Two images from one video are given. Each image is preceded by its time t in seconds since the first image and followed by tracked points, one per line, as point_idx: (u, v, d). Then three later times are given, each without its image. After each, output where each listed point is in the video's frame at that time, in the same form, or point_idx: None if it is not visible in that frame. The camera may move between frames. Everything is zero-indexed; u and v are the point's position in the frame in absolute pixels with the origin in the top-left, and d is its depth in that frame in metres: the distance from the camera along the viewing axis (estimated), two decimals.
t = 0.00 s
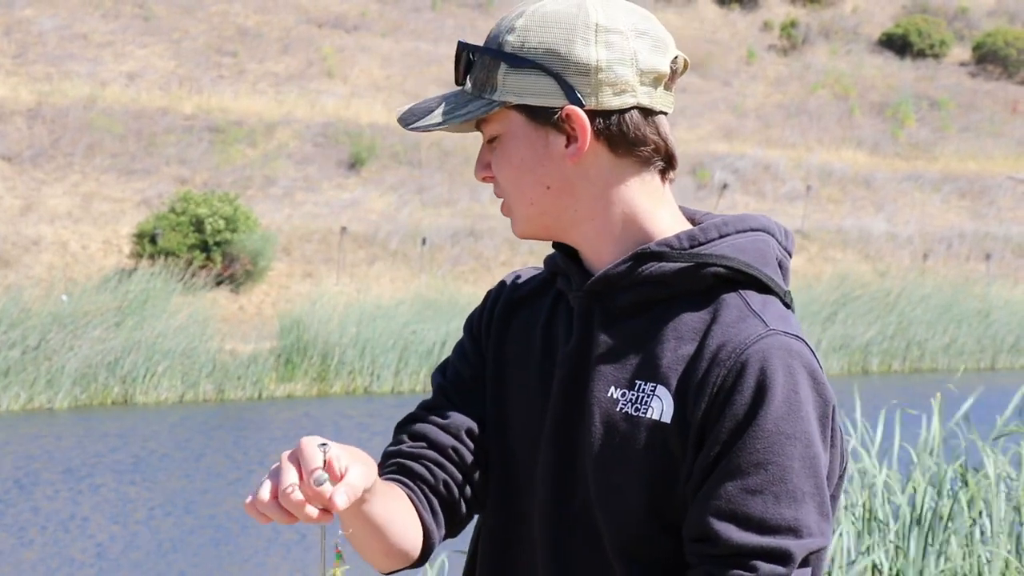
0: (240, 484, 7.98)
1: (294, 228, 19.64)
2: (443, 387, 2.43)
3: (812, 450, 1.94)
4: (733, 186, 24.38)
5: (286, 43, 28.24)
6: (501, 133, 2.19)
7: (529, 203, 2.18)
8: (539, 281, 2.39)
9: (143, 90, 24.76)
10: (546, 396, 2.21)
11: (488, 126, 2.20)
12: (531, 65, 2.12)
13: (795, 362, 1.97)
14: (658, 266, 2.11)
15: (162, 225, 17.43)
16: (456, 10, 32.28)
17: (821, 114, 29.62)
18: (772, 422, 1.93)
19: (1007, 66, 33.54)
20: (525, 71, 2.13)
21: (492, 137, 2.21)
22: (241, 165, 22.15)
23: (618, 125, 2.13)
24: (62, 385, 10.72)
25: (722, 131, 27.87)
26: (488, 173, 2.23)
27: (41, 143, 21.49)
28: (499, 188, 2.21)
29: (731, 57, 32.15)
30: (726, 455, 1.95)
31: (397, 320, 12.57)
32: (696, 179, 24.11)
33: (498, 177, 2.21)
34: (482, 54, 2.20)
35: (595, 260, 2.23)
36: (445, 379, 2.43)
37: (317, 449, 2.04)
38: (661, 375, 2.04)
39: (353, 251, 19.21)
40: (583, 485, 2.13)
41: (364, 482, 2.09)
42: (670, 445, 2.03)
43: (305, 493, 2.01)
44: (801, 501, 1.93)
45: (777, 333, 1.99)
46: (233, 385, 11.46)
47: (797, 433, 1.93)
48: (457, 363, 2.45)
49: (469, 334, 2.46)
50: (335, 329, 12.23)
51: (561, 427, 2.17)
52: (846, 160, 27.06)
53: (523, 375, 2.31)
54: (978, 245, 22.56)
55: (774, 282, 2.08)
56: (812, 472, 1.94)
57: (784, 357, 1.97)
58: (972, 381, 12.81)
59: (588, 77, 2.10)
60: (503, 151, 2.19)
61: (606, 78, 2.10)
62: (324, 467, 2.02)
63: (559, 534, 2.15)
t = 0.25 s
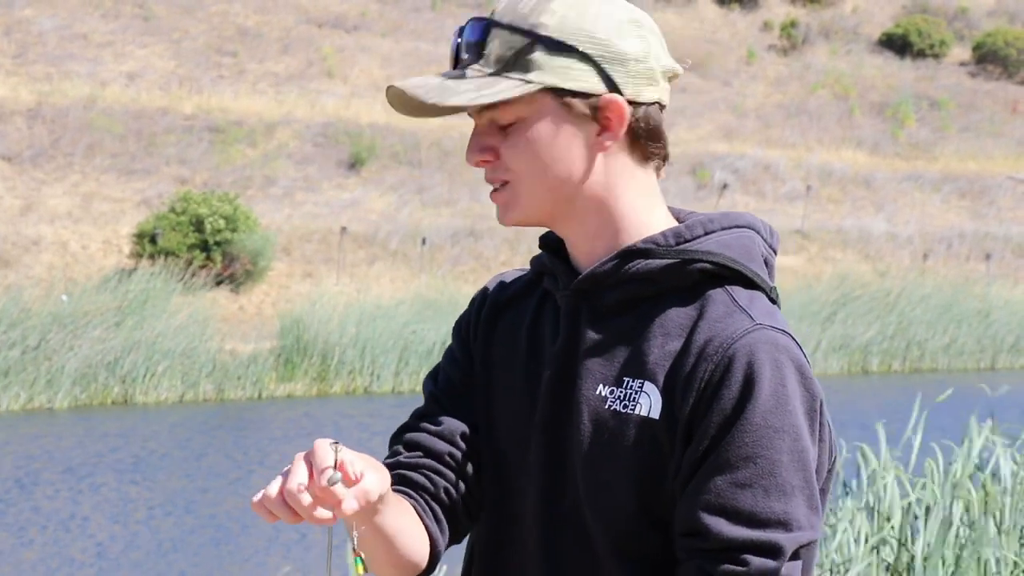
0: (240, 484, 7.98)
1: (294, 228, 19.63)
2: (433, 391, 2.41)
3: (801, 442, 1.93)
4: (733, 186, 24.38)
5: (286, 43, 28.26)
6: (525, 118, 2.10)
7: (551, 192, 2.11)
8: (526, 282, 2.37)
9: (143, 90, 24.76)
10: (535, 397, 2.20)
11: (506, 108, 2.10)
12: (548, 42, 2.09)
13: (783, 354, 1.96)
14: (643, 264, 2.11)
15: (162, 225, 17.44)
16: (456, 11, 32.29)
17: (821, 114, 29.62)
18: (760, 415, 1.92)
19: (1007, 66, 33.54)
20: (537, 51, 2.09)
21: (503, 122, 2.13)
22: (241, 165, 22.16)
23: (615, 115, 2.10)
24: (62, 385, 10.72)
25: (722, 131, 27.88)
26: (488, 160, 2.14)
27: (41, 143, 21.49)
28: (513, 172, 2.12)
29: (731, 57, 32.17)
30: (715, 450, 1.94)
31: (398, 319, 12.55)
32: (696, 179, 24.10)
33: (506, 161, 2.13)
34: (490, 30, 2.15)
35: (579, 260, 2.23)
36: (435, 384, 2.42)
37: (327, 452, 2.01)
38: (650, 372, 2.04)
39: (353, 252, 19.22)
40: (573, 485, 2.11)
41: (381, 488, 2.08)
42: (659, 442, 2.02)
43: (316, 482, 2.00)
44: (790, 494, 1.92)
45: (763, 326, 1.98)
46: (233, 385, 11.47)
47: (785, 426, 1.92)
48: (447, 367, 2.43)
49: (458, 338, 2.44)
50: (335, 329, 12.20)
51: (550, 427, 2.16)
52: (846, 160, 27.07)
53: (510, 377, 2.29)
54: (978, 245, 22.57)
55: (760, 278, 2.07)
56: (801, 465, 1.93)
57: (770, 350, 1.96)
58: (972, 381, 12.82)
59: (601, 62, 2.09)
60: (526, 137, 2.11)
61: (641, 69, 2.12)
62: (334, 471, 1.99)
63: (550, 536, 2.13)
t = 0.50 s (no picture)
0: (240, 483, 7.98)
1: (294, 227, 19.61)
2: (407, 393, 2.37)
3: (792, 432, 1.95)
4: (733, 186, 24.37)
5: (285, 43, 28.28)
6: (594, 98, 2.13)
7: (609, 174, 2.13)
8: (502, 281, 2.36)
9: (143, 89, 24.77)
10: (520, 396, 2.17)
11: (576, 82, 2.13)
12: (619, 12, 2.16)
13: (772, 348, 1.98)
14: (630, 259, 2.11)
15: (163, 224, 17.45)
16: (456, 11, 32.29)
17: (821, 113, 29.63)
18: (755, 407, 1.93)
19: (1008, 66, 33.52)
20: (605, 19, 2.15)
21: (569, 98, 2.14)
22: (241, 164, 22.16)
23: (646, 102, 2.19)
24: (62, 385, 10.72)
25: (722, 130, 27.88)
26: (544, 132, 2.13)
27: (40, 142, 21.48)
28: (569, 149, 2.12)
29: (731, 57, 32.18)
30: (710, 442, 1.94)
31: (398, 319, 12.51)
32: (696, 178, 24.10)
33: (563, 138, 2.12)
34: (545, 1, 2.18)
35: (563, 255, 2.24)
36: (408, 386, 2.38)
37: (349, 458, 2.02)
38: (639, 367, 2.03)
39: (354, 251, 19.22)
40: (565, 485, 2.10)
41: (396, 502, 2.08)
42: (653, 438, 2.01)
43: (334, 496, 1.98)
44: (783, 484, 1.93)
45: (751, 320, 1.99)
46: (232, 385, 11.48)
47: (776, 417, 1.93)
48: (419, 369, 2.39)
49: (430, 337, 2.40)
50: (335, 328, 12.14)
51: (539, 427, 2.14)
52: (846, 160, 27.08)
53: (492, 378, 2.26)
54: (978, 244, 22.57)
55: (742, 270, 2.10)
56: (793, 455, 1.94)
57: (761, 343, 1.97)
58: (970, 381, 12.82)
59: (652, 44, 2.19)
60: (591, 117, 2.13)
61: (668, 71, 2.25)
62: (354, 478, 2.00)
63: (544, 536, 2.11)
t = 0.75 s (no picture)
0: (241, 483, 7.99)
1: (294, 227, 19.62)
2: (399, 389, 2.35)
3: (793, 436, 1.96)
4: (733, 186, 24.36)
5: (285, 43, 28.29)
6: (594, 98, 2.13)
7: (608, 174, 2.14)
8: (496, 278, 2.34)
9: (143, 89, 24.78)
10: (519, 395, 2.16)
11: (577, 82, 2.13)
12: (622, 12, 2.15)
13: (772, 351, 1.99)
14: (629, 259, 2.11)
15: (163, 224, 17.45)
16: (456, 10, 32.30)
17: (821, 113, 29.63)
18: (757, 411, 1.94)
19: (1007, 65, 33.51)
20: (606, 19, 2.15)
21: (568, 97, 2.14)
22: (241, 164, 22.16)
23: (648, 102, 2.19)
24: (62, 385, 10.71)
25: (722, 130, 27.88)
26: (544, 131, 2.13)
27: (40, 142, 21.48)
28: (568, 147, 2.12)
29: (731, 57, 32.18)
30: (711, 445, 1.95)
31: (397, 319, 12.48)
32: (696, 178, 24.10)
33: (562, 137, 2.13)
34: None
35: (558, 256, 2.24)
36: (400, 382, 2.36)
37: (344, 463, 2.00)
38: (640, 367, 2.03)
39: (353, 251, 19.22)
40: (562, 485, 2.10)
41: (389, 508, 2.07)
42: (653, 439, 2.02)
43: (331, 505, 1.96)
44: (784, 487, 1.94)
45: (752, 322, 2.00)
46: (232, 384, 11.47)
47: (777, 420, 1.94)
48: (410, 366, 2.37)
49: (421, 333, 2.38)
50: (335, 328, 12.16)
51: (536, 428, 2.14)
52: (846, 159, 27.08)
53: (487, 378, 2.25)
54: (978, 244, 22.56)
55: (740, 273, 2.11)
56: (792, 459, 1.96)
57: (762, 346, 1.98)
58: (970, 381, 12.81)
59: (653, 44, 2.19)
60: (592, 117, 2.13)
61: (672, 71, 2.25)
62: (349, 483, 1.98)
63: (542, 535, 2.11)
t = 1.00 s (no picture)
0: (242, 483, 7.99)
1: (294, 227, 19.62)
2: (397, 387, 2.34)
3: (792, 440, 1.97)
4: (733, 185, 24.36)
5: (285, 43, 28.31)
6: (574, 96, 2.13)
7: (593, 171, 2.14)
8: (495, 276, 2.33)
9: (143, 88, 24.79)
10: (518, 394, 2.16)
11: (550, 81, 2.13)
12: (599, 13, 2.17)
13: (771, 355, 1.99)
14: (630, 261, 2.11)
15: (163, 224, 17.45)
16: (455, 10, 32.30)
17: (821, 113, 29.64)
18: (756, 415, 1.94)
19: (1007, 65, 33.50)
20: (581, 17, 2.17)
21: (546, 93, 2.15)
22: (241, 164, 22.16)
23: (637, 100, 2.19)
24: (62, 385, 10.71)
25: (722, 130, 27.88)
26: (522, 129, 2.14)
27: (40, 142, 21.48)
28: (545, 146, 2.13)
29: (730, 57, 32.19)
30: (711, 448, 1.96)
31: (397, 320, 12.47)
32: (696, 178, 24.10)
33: (540, 134, 2.13)
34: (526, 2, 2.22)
35: (559, 255, 2.24)
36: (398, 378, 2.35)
37: (335, 484, 1.96)
38: (641, 368, 2.03)
39: (353, 251, 19.23)
40: (562, 485, 2.10)
41: (377, 530, 2.06)
42: (653, 440, 2.02)
43: (318, 527, 1.95)
44: (782, 491, 1.95)
45: (753, 324, 2.01)
46: (232, 384, 11.47)
47: (777, 424, 1.95)
48: (408, 362, 2.36)
49: (419, 330, 2.37)
50: (335, 328, 12.18)
51: (537, 427, 2.13)
52: (846, 159, 27.09)
53: (486, 377, 2.24)
54: (977, 243, 22.57)
55: (741, 275, 2.11)
56: (791, 462, 1.96)
57: (763, 349, 1.98)
58: (970, 381, 12.80)
59: (641, 45, 2.18)
60: (572, 115, 2.13)
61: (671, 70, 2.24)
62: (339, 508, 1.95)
63: (541, 534, 2.11)
